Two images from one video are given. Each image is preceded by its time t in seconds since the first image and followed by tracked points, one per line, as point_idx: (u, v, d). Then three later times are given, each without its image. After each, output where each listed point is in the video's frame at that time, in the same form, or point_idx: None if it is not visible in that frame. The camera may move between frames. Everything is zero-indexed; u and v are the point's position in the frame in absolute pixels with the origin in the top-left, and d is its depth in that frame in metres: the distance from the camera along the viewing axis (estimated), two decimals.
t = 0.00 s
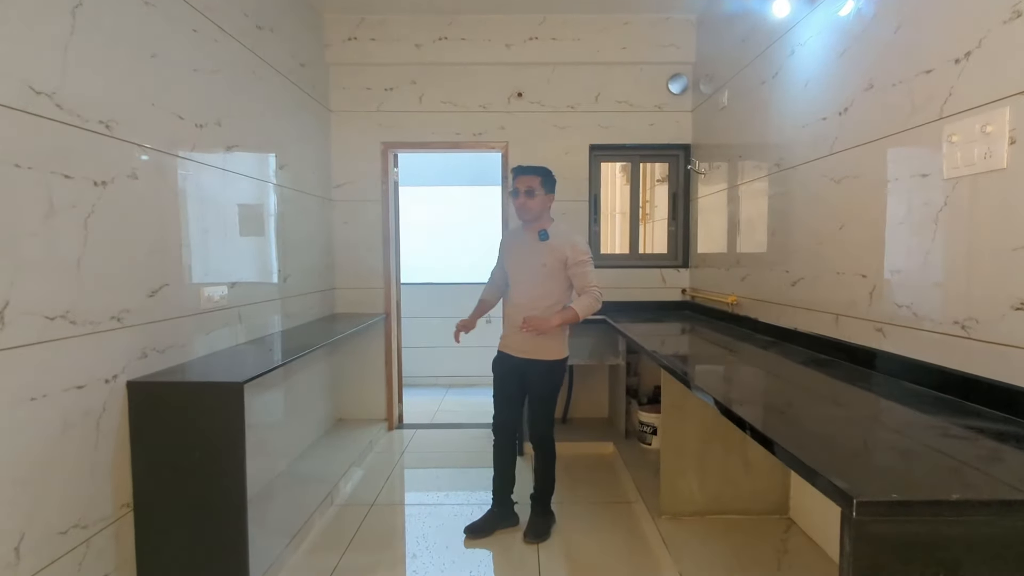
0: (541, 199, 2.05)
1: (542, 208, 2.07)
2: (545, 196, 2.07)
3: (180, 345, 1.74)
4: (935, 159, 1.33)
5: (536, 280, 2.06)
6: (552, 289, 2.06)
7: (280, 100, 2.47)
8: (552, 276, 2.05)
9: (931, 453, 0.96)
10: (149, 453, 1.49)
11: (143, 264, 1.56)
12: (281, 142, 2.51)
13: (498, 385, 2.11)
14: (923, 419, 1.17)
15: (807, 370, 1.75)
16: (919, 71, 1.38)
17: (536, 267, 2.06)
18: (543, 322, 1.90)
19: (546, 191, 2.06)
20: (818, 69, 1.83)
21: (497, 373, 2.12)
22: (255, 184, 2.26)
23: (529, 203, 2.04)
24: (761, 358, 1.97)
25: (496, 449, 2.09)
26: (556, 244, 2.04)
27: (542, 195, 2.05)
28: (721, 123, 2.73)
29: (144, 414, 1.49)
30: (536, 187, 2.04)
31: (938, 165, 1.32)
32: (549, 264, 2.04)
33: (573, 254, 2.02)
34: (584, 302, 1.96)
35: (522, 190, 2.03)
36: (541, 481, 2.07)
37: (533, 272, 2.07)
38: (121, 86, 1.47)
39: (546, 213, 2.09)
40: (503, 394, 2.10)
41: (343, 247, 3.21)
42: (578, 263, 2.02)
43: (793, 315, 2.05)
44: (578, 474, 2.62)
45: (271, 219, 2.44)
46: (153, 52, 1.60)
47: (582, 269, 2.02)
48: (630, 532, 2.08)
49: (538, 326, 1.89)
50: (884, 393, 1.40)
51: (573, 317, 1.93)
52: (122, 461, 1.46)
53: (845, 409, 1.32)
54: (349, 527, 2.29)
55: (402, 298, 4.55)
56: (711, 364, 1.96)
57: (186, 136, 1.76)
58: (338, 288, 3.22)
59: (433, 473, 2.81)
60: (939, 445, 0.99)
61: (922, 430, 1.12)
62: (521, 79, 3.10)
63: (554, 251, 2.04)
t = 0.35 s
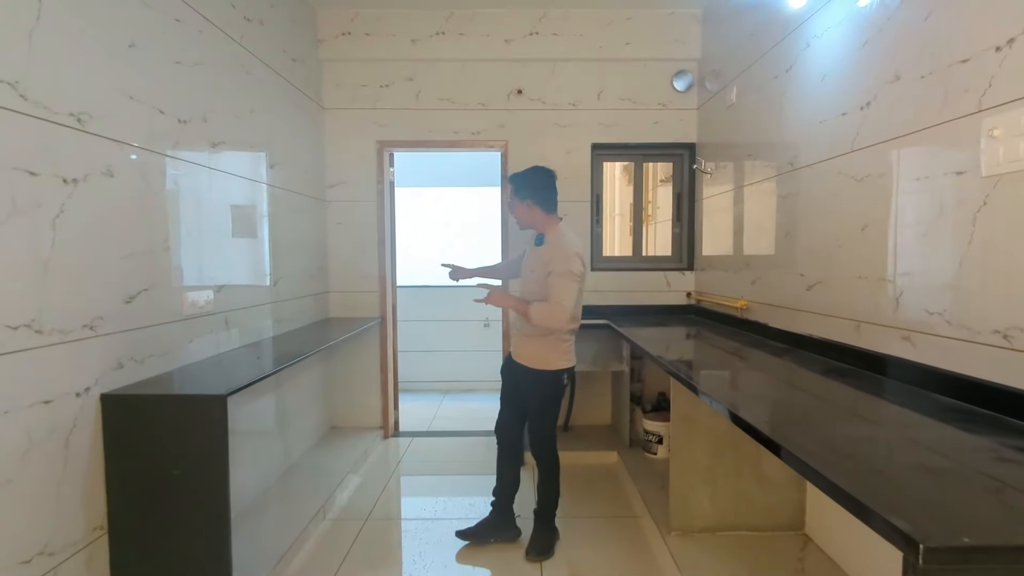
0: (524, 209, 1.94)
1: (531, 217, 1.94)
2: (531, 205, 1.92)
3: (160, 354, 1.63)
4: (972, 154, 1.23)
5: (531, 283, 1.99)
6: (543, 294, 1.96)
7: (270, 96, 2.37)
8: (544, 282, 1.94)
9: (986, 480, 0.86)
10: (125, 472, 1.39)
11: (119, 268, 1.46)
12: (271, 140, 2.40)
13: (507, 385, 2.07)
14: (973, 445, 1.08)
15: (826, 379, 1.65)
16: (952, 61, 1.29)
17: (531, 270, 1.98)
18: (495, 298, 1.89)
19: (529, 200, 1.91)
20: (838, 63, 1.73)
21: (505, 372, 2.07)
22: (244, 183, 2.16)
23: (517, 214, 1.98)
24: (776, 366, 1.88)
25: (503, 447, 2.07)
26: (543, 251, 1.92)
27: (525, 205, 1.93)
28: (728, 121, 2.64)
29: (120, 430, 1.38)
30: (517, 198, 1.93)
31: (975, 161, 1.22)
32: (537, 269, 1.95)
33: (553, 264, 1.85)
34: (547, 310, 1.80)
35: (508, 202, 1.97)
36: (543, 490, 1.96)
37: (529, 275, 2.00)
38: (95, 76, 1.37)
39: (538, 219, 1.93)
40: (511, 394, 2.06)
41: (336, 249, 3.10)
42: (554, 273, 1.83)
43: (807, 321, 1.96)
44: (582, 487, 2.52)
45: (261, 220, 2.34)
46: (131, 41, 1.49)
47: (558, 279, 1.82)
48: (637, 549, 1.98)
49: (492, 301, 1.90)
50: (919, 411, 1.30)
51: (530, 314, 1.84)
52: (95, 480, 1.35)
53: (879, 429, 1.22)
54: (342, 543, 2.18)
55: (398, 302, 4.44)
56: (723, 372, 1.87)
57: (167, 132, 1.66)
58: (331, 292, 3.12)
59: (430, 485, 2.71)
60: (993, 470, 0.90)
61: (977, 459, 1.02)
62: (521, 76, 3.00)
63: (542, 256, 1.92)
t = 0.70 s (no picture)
0: (533, 209, 1.84)
1: (540, 218, 1.85)
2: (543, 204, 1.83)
3: (142, 362, 1.54)
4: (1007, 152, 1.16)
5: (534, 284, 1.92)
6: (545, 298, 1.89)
7: (262, 93, 2.29)
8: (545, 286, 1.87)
9: None
10: (105, 489, 1.30)
11: (99, 272, 1.38)
12: (264, 139, 2.32)
13: (505, 389, 2.00)
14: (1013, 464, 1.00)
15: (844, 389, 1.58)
16: (986, 53, 1.22)
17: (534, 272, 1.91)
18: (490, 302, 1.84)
19: (542, 199, 1.82)
20: (856, 57, 1.65)
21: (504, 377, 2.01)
22: (235, 183, 2.08)
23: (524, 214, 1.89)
24: (789, 374, 1.80)
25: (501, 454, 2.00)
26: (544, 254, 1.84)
27: (536, 204, 1.84)
28: (734, 120, 2.56)
29: (98, 445, 1.30)
30: (528, 196, 1.84)
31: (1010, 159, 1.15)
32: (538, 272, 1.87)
33: (552, 270, 1.76)
34: (540, 319, 1.73)
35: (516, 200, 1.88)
36: (545, 504, 1.88)
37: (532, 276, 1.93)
38: (72, 69, 1.29)
39: (548, 220, 1.84)
40: (508, 399, 1.99)
41: (331, 252, 3.02)
42: (550, 281, 1.75)
43: (821, 326, 1.88)
44: (585, 498, 2.44)
45: (253, 222, 2.25)
46: (111, 32, 1.41)
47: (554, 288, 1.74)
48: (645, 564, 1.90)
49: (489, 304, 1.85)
50: (951, 426, 1.22)
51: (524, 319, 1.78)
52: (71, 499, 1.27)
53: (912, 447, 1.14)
54: (336, 558, 2.09)
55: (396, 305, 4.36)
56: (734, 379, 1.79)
57: (152, 129, 1.57)
58: (327, 295, 3.03)
59: (427, 496, 2.62)
60: None
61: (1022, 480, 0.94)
62: (521, 74, 2.92)
63: (542, 260, 1.85)
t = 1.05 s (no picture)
0: (550, 196, 1.71)
1: (552, 207, 1.72)
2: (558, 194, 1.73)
3: (118, 365, 1.45)
4: None
5: (534, 287, 1.76)
6: (550, 300, 1.74)
7: (251, 84, 2.20)
8: (552, 287, 1.73)
9: None
10: (73, 502, 1.21)
11: (68, 269, 1.28)
12: (253, 132, 2.23)
13: (489, 404, 1.83)
14: None
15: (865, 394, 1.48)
16: None
17: (537, 272, 1.76)
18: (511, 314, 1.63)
19: (559, 188, 1.72)
20: (878, 42, 1.56)
21: (489, 394, 1.83)
22: (221, 178, 1.98)
23: (532, 202, 1.73)
24: (804, 377, 1.70)
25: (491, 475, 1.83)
26: (558, 247, 1.70)
27: (553, 191, 1.72)
28: (742, 113, 2.47)
29: (65, 455, 1.21)
30: (545, 183, 1.71)
31: None
32: (545, 271, 1.73)
33: (575, 266, 1.67)
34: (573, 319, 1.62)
35: (528, 186, 1.72)
36: (547, 519, 1.79)
37: (531, 277, 1.77)
38: (37, 50, 1.19)
39: (560, 211, 1.73)
40: (495, 416, 1.81)
41: (325, 250, 2.93)
42: (577, 277, 1.65)
43: (837, 328, 1.78)
44: (588, 507, 2.34)
45: (241, 218, 2.15)
46: (83, 12, 1.32)
47: (583, 283, 1.65)
48: None
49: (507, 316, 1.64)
50: (986, 437, 1.13)
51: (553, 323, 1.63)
52: (35, 513, 1.18)
53: (949, 461, 1.05)
54: (328, 570, 2.00)
55: (393, 306, 4.27)
56: (745, 382, 1.69)
57: (130, 118, 1.48)
58: (321, 295, 2.94)
59: (423, 505, 2.52)
60: None
61: None
62: (521, 66, 2.83)
63: (554, 258, 1.71)
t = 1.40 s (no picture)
0: (543, 197, 1.56)
1: (544, 208, 1.57)
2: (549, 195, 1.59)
3: (99, 377, 1.36)
4: None
5: (525, 298, 1.56)
6: (548, 312, 1.55)
7: (246, 81, 2.12)
8: (548, 295, 1.55)
9: None
10: (44, 525, 1.13)
11: (42, 274, 1.20)
12: (249, 130, 2.15)
13: (470, 438, 1.58)
14: None
15: (896, 407, 1.38)
16: None
17: (529, 282, 1.55)
18: (536, 334, 1.44)
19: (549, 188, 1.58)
20: (910, 32, 1.45)
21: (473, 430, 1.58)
22: (214, 178, 1.90)
23: (526, 206, 1.55)
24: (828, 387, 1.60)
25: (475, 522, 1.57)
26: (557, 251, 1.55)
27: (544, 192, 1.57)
28: (757, 110, 2.36)
29: (35, 474, 1.12)
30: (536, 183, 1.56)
31: None
32: (541, 280, 1.54)
33: (579, 268, 1.55)
34: (592, 323, 1.52)
35: (521, 189, 1.54)
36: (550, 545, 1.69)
37: (521, 289, 1.56)
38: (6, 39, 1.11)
39: (548, 213, 1.60)
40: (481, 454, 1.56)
41: (326, 253, 2.85)
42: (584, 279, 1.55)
43: (861, 335, 1.68)
44: (598, 521, 2.23)
45: (235, 220, 2.07)
46: (58, 0, 1.24)
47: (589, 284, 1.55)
48: None
49: (532, 338, 1.43)
50: None
51: (578, 332, 1.49)
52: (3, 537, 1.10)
53: (999, 486, 0.95)
54: None
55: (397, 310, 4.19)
56: (763, 392, 1.59)
57: (112, 114, 1.40)
58: (321, 299, 2.86)
59: (425, 518, 2.42)
60: None
61: None
62: (527, 63, 2.74)
63: (553, 263, 1.54)
